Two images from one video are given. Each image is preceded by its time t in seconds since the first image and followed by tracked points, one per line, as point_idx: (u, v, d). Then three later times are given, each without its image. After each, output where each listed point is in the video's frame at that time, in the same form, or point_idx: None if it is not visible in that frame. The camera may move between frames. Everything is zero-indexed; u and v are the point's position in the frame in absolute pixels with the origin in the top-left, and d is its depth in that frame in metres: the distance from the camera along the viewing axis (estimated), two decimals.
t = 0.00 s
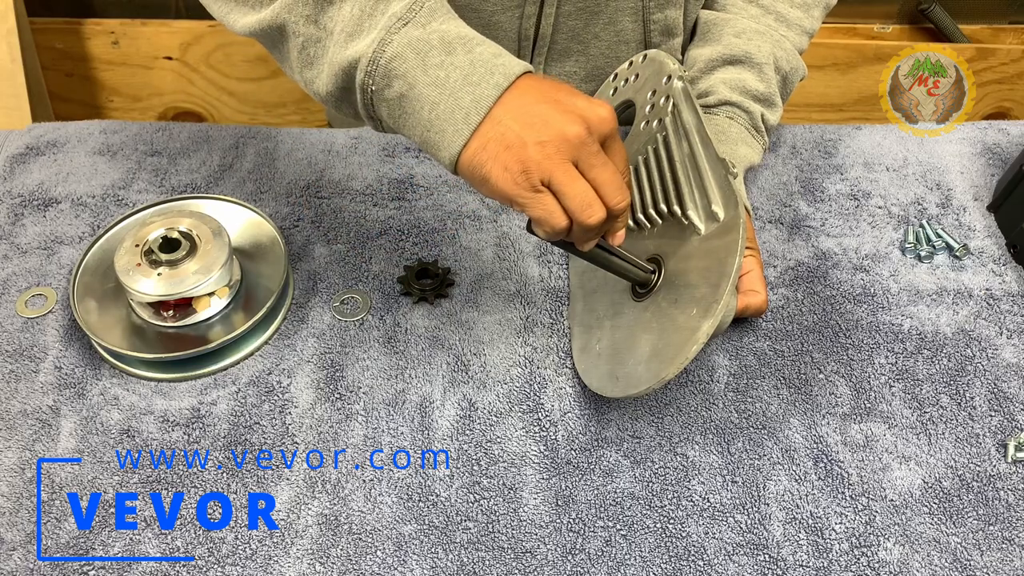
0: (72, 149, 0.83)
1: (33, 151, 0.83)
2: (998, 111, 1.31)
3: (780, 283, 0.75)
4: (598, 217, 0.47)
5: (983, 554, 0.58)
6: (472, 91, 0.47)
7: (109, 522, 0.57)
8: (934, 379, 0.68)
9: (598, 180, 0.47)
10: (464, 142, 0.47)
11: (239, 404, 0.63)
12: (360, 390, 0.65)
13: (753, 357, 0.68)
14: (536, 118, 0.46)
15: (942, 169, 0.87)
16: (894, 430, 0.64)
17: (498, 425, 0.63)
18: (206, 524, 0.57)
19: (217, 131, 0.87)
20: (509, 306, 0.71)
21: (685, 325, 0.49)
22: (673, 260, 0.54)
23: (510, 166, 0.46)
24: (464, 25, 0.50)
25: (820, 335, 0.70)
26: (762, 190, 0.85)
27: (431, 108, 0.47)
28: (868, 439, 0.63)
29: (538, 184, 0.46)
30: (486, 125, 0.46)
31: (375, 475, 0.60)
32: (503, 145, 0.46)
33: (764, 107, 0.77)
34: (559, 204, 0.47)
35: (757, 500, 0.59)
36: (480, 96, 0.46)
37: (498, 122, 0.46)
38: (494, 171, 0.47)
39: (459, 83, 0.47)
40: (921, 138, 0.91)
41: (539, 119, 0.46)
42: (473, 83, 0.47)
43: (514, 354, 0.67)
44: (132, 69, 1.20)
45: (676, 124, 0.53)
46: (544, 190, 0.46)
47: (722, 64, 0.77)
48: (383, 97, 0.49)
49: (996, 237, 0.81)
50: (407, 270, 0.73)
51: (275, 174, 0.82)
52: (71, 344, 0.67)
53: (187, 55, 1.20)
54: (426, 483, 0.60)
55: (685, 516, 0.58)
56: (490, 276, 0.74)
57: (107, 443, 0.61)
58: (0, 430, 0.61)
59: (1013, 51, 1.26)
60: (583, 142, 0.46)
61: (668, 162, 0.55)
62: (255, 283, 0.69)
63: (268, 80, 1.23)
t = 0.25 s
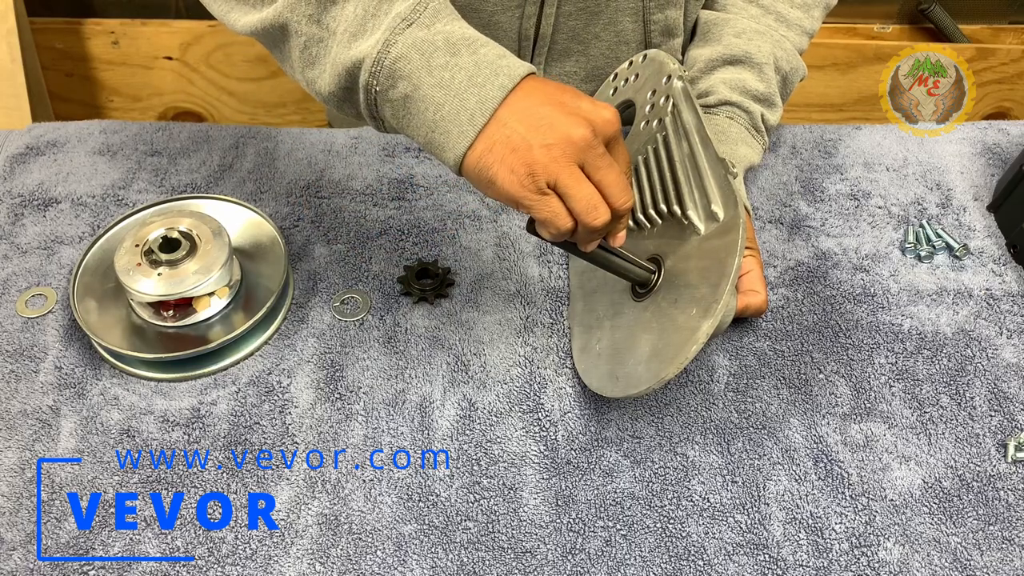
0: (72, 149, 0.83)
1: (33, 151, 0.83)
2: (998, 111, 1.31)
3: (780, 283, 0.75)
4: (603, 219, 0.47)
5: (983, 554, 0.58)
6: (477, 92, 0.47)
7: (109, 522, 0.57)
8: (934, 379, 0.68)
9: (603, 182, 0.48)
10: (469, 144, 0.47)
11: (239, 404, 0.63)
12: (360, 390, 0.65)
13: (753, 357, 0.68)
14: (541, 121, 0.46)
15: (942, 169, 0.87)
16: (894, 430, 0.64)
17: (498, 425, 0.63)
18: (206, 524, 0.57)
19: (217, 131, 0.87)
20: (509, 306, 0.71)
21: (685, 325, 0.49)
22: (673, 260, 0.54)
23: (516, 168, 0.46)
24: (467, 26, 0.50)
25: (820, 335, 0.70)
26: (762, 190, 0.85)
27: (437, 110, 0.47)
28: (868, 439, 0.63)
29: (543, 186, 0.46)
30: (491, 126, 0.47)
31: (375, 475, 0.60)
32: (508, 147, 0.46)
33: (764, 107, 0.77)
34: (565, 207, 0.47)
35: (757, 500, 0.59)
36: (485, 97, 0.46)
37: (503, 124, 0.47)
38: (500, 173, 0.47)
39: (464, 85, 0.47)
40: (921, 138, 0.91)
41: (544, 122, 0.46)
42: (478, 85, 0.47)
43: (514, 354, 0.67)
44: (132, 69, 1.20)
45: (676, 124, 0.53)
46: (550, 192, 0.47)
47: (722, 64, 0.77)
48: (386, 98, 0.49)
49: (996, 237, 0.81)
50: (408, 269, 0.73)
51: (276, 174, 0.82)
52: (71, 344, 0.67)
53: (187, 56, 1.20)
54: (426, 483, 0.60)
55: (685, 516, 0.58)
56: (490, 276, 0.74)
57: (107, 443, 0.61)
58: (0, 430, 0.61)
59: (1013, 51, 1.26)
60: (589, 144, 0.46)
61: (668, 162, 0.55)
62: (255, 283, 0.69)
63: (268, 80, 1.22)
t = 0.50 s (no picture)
0: (72, 149, 0.83)
1: (33, 151, 0.83)
2: (998, 111, 1.31)
3: (780, 283, 0.75)
4: (605, 220, 0.47)
5: (983, 554, 0.58)
6: (481, 90, 0.46)
7: (109, 522, 0.57)
8: (934, 379, 0.68)
9: (605, 184, 0.48)
10: (472, 142, 0.47)
11: (239, 404, 0.63)
12: (360, 390, 0.65)
13: (753, 357, 0.68)
14: (546, 120, 0.46)
15: (943, 169, 0.87)
16: (894, 430, 0.64)
17: (498, 425, 0.63)
18: (206, 524, 0.57)
19: (217, 131, 0.87)
20: (509, 306, 0.71)
21: (685, 325, 0.49)
22: (673, 260, 0.54)
23: (520, 168, 0.46)
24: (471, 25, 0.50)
25: (820, 335, 0.70)
26: (762, 190, 0.85)
27: (440, 107, 0.47)
28: (868, 439, 0.63)
29: (547, 186, 0.46)
30: (495, 125, 0.47)
31: (375, 475, 0.60)
32: (512, 147, 0.46)
33: (764, 107, 0.77)
34: (568, 207, 0.47)
35: (757, 500, 0.59)
36: (489, 95, 0.46)
37: (507, 123, 0.47)
38: (504, 172, 0.47)
39: (468, 83, 0.47)
40: (921, 138, 0.91)
41: (548, 121, 0.46)
42: (482, 82, 0.47)
43: (514, 354, 0.67)
44: (132, 69, 1.20)
45: (676, 124, 0.53)
46: (553, 193, 0.47)
47: (722, 64, 0.78)
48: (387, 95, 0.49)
49: (996, 237, 0.81)
50: (408, 269, 0.73)
51: (275, 174, 0.82)
52: (71, 344, 0.67)
53: (187, 56, 1.20)
54: (426, 483, 0.60)
55: (685, 516, 0.58)
56: (490, 276, 0.74)
57: (107, 442, 0.61)
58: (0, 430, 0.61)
59: (1013, 51, 1.26)
60: (593, 146, 0.46)
61: (668, 162, 0.54)
62: (255, 283, 0.69)
63: (268, 80, 1.23)
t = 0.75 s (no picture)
0: (72, 149, 0.83)
1: (33, 151, 0.83)
2: (998, 111, 1.30)
3: (780, 283, 0.75)
4: (602, 227, 0.48)
5: (983, 554, 0.58)
6: (484, 88, 0.46)
7: (109, 522, 0.57)
8: (934, 379, 0.68)
9: (604, 190, 0.48)
10: (474, 142, 0.47)
11: (239, 404, 0.63)
12: (360, 390, 0.65)
13: (753, 357, 0.68)
14: (549, 123, 0.46)
15: (943, 169, 0.87)
16: (894, 430, 0.64)
17: (498, 425, 0.63)
18: (206, 524, 0.57)
19: (217, 131, 0.87)
20: (509, 306, 0.71)
21: (684, 325, 0.49)
22: (672, 260, 0.54)
23: (520, 170, 0.46)
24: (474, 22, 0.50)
25: (820, 335, 0.70)
26: (762, 190, 0.85)
27: (443, 104, 0.47)
28: (868, 439, 0.63)
29: (546, 190, 0.47)
30: (498, 125, 0.47)
31: (375, 475, 0.60)
32: (513, 149, 0.46)
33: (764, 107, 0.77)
34: (565, 212, 0.47)
35: (757, 500, 0.59)
36: (492, 93, 0.46)
37: (510, 125, 0.47)
38: (504, 173, 0.47)
39: (471, 80, 0.47)
40: (921, 138, 0.91)
41: (551, 125, 0.46)
42: (485, 79, 0.47)
43: (514, 354, 0.67)
44: (132, 69, 1.20)
45: (675, 124, 0.53)
46: (552, 196, 0.47)
47: (722, 65, 0.78)
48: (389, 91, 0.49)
49: (996, 237, 0.81)
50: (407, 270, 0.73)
51: (276, 174, 0.82)
52: (71, 344, 0.67)
53: (187, 56, 1.20)
54: (426, 483, 0.60)
55: (685, 516, 0.58)
56: (490, 276, 0.74)
57: (107, 443, 0.61)
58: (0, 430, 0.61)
59: (1013, 51, 1.26)
60: (594, 151, 0.46)
61: (667, 161, 0.54)
62: (255, 283, 0.69)
63: (268, 80, 1.22)
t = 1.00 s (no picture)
0: (72, 149, 0.83)
1: (33, 151, 0.83)
2: (998, 111, 1.30)
3: (780, 283, 0.75)
4: (602, 223, 0.47)
5: (983, 554, 0.58)
6: (485, 88, 0.47)
7: (109, 522, 0.57)
8: (934, 379, 0.68)
9: (605, 187, 0.48)
10: (474, 141, 0.47)
11: (239, 404, 0.63)
12: (360, 390, 0.65)
13: (753, 357, 0.68)
14: (549, 120, 0.46)
15: (943, 169, 0.87)
16: (894, 430, 0.64)
17: (498, 425, 0.63)
18: (206, 524, 0.57)
19: (217, 131, 0.87)
20: (509, 306, 0.71)
21: (684, 326, 0.49)
22: (672, 260, 0.54)
23: (520, 167, 0.46)
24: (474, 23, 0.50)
25: (820, 335, 0.70)
26: (762, 190, 0.85)
27: (444, 104, 0.47)
28: (868, 439, 0.63)
29: (546, 186, 0.46)
30: (498, 123, 0.47)
31: (375, 475, 0.60)
32: (514, 146, 0.46)
33: (763, 107, 0.77)
34: (566, 208, 0.47)
35: (757, 500, 0.59)
36: (493, 94, 0.46)
37: (510, 122, 0.47)
38: (505, 170, 0.47)
39: (471, 81, 0.47)
40: (921, 138, 0.91)
41: (551, 121, 0.46)
42: (485, 80, 0.47)
43: (514, 354, 0.67)
44: (132, 69, 1.20)
45: (675, 124, 0.53)
46: (552, 193, 0.47)
47: (722, 65, 0.78)
48: (391, 95, 0.49)
49: (996, 237, 0.81)
50: (407, 270, 0.73)
51: (276, 174, 0.82)
52: (71, 344, 0.67)
53: (187, 56, 1.20)
54: (426, 483, 0.60)
55: (685, 516, 0.58)
56: (490, 276, 0.74)
57: (107, 442, 0.61)
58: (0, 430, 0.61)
59: (1013, 51, 1.26)
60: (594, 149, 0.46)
61: (667, 161, 0.54)
62: (255, 283, 0.69)
63: (268, 80, 1.23)
